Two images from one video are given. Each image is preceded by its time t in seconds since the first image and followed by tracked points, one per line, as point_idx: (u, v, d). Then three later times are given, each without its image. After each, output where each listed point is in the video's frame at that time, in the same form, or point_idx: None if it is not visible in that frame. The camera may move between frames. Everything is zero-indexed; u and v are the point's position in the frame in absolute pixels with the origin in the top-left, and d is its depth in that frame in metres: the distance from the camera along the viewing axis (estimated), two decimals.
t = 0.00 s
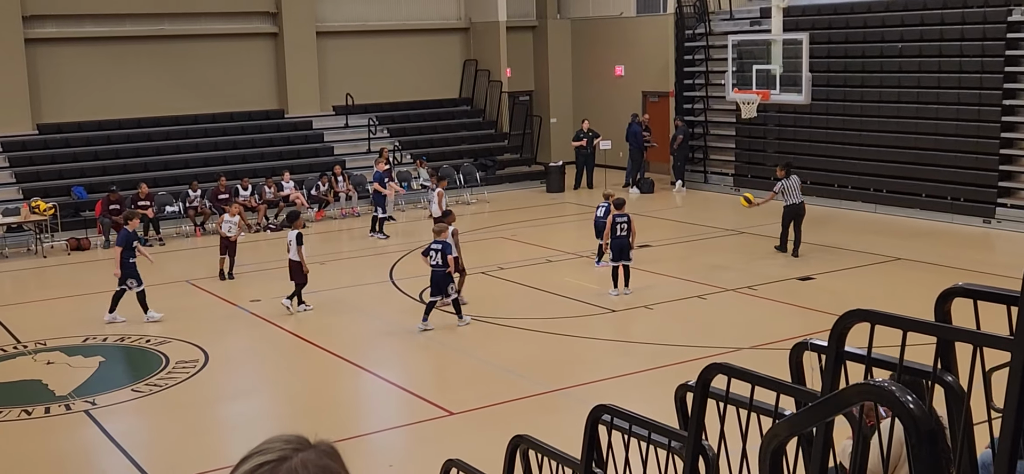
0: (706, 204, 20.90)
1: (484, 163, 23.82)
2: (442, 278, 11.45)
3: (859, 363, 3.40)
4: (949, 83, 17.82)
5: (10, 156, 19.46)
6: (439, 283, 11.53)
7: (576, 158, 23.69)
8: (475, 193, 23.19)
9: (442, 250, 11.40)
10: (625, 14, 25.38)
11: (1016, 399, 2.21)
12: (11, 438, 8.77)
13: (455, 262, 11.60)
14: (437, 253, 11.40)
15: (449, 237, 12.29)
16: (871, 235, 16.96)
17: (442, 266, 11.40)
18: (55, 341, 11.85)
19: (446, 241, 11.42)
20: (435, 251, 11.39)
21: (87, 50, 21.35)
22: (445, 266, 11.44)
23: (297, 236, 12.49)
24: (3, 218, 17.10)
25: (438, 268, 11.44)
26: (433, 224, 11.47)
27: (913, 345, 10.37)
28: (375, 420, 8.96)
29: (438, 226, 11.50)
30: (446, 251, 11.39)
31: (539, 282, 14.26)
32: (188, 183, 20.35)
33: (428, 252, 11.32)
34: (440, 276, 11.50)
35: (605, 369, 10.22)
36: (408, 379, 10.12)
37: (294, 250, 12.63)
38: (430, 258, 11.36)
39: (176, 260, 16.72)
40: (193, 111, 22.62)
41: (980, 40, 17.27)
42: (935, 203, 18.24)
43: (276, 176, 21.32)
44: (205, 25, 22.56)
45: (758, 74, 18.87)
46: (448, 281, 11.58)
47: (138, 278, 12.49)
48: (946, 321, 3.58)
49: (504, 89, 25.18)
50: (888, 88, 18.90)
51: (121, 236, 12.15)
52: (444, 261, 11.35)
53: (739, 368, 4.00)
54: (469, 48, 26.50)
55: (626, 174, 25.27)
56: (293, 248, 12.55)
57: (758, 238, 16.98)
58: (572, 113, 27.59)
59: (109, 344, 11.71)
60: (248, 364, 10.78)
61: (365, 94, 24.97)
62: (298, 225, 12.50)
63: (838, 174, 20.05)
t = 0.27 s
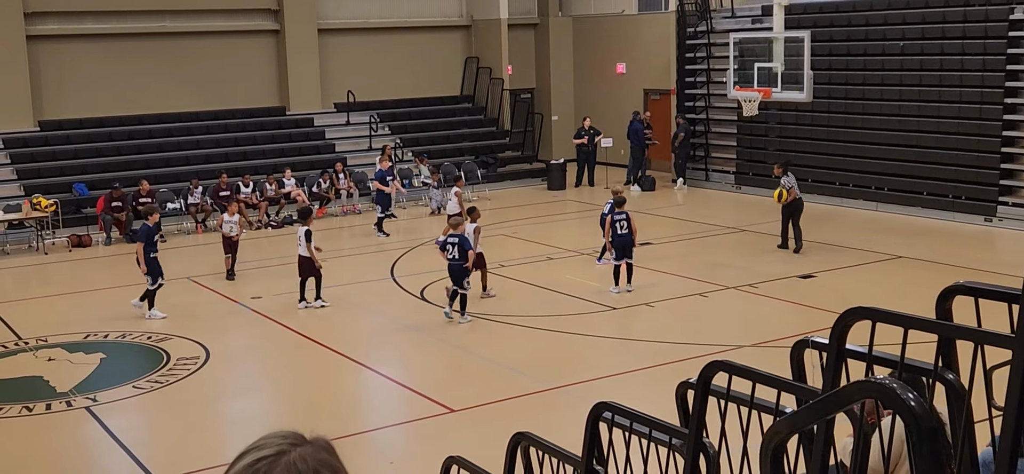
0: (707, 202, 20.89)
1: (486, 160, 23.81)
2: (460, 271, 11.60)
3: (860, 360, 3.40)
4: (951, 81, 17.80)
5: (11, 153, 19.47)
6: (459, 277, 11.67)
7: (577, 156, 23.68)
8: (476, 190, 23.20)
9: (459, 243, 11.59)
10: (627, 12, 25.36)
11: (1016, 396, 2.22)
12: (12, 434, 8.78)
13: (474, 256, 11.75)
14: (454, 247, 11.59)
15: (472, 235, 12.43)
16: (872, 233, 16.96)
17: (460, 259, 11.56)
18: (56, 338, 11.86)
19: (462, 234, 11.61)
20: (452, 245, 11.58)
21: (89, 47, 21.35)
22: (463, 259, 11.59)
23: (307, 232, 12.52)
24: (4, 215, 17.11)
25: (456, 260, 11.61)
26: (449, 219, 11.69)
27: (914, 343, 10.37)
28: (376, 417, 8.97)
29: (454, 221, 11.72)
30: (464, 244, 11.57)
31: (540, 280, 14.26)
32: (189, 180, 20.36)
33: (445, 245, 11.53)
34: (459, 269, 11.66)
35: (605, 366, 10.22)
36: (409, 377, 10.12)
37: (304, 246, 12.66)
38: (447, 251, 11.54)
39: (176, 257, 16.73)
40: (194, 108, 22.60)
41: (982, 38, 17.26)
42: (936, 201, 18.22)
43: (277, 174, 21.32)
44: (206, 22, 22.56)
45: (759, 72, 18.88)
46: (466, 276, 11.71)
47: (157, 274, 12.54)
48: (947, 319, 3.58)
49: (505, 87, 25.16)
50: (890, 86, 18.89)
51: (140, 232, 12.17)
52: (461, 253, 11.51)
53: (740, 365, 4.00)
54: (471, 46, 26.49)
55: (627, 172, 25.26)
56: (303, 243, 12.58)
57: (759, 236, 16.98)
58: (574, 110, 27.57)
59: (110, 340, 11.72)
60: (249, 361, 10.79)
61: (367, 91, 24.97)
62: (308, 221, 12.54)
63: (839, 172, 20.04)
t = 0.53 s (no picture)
0: (709, 201, 20.88)
1: (487, 159, 23.81)
2: (470, 269, 11.78)
3: (862, 359, 3.40)
4: (953, 80, 17.79)
5: (13, 151, 19.46)
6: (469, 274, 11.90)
7: (579, 154, 23.67)
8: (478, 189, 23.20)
9: (471, 241, 11.80)
10: (629, 10, 25.35)
11: (1018, 395, 2.21)
12: (12, 432, 8.78)
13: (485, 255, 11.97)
14: (465, 244, 11.82)
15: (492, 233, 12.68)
16: (873, 232, 16.94)
17: (470, 257, 11.78)
18: (57, 336, 11.86)
19: (474, 232, 11.82)
20: (464, 242, 11.82)
21: (90, 45, 21.36)
22: (474, 257, 11.81)
23: (322, 230, 12.56)
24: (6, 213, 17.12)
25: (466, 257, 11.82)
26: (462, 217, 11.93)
27: (915, 342, 10.36)
28: (377, 416, 8.97)
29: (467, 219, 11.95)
30: (475, 242, 11.79)
31: (541, 278, 14.27)
32: (190, 178, 20.36)
33: (456, 242, 11.77)
34: (469, 266, 11.85)
35: (607, 365, 10.22)
36: (410, 375, 10.13)
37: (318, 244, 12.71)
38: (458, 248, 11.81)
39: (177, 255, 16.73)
40: (195, 106, 22.60)
41: (984, 37, 17.24)
42: (938, 200, 18.21)
43: (278, 172, 21.33)
44: (208, 20, 22.57)
45: (761, 71, 18.85)
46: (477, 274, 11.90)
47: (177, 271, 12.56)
48: (949, 318, 3.57)
49: (506, 85, 25.13)
50: (892, 85, 18.88)
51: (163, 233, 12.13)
52: (472, 251, 11.75)
53: (741, 364, 4.00)
54: (473, 44, 26.48)
55: (629, 171, 25.25)
56: (318, 241, 12.63)
57: (761, 235, 16.97)
58: (575, 109, 27.56)
59: (111, 338, 11.72)
60: (250, 360, 10.79)
61: (368, 90, 24.97)
62: (323, 218, 12.59)
63: (841, 171, 20.03)
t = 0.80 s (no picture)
0: (711, 201, 20.87)
1: (489, 157, 23.83)
2: (482, 262, 11.96)
3: (863, 358, 3.40)
4: (955, 80, 17.78)
5: (15, 149, 19.46)
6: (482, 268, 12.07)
7: (580, 153, 23.67)
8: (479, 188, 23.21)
9: (481, 236, 12.01)
10: (631, 9, 25.35)
11: (1019, 394, 2.22)
12: (15, 430, 8.79)
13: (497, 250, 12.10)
14: (477, 239, 12.02)
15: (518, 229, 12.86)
16: (875, 232, 16.93)
17: (481, 251, 11.94)
18: (59, 334, 11.87)
19: (484, 227, 12.01)
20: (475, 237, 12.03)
21: (93, 43, 21.38)
22: (486, 251, 11.97)
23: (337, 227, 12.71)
24: (8, 211, 17.13)
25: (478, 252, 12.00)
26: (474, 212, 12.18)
27: (917, 342, 10.35)
28: (379, 414, 8.98)
29: (480, 214, 12.15)
30: (485, 237, 11.98)
31: (543, 277, 14.27)
32: (192, 177, 20.37)
33: (467, 237, 12.01)
34: (481, 260, 12.02)
35: (608, 364, 10.23)
36: (412, 374, 10.13)
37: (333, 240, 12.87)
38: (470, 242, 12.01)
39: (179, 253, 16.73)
40: (197, 105, 22.61)
41: (987, 37, 17.23)
42: (940, 200, 18.19)
43: (280, 170, 21.33)
44: (210, 18, 22.57)
45: (763, 70, 18.80)
46: (489, 267, 12.07)
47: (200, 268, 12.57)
48: (951, 318, 3.57)
49: (508, 84, 25.13)
50: (894, 85, 18.87)
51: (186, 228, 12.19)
52: (482, 245, 11.92)
53: (742, 363, 4.00)
54: (475, 43, 26.45)
55: (630, 170, 25.26)
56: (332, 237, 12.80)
57: (763, 235, 16.97)
58: (577, 108, 27.53)
59: (113, 336, 11.73)
60: (253, 358, 10.79)
61: (370, 88, 24.98)
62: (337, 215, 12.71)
63: (843, 170, 20.01)
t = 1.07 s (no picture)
0: (711, 197, 20.87)
1: (490, 153, 23.84)
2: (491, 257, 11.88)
3: (863, 355, 3.40)
4: (956, 76, 17.76)
5: (16, 143, 19.47)
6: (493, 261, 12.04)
7: (581, 149, 23.67)
8: (480, 183, 23.22)
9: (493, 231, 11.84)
10: (632, 5, 25.33)
11: (1021, 390, 2.23)
12: (17, 424, 8.83)
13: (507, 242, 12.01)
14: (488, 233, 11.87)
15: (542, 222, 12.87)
16: (876, 228, 16.93)
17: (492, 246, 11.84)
18: (60, 328, 11.89)
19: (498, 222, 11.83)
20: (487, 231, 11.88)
21: (94, 38, 21.38)
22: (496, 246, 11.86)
23: (348, 222, 12.66)
24: (9, 206, 17.15)
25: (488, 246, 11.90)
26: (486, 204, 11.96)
27: (917, 338, 10.36)
28: (379, 410, 8.99)
29: (491, 207, 12.04)
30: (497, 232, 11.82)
31: (543, 273, 14.27)
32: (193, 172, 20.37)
33: (478, 231, 11.84)
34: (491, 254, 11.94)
35: (609, 359, 10.24)
36: (412, 369, 10.14)
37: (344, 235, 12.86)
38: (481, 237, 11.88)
39: (180, 248, 16.75)
40: (198, 100, 22.61)
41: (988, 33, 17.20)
42: (941, 196, 18.18)
43: (281, 165, 21.34)
44: (211, 13, 22.56)
45: (764, 66, 18.77)
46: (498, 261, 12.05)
47: (220, 262, 12.61)
48: (951, 314, 3.58)
49: (510, 80, 25.13)
50: (895, 81, 18.85)
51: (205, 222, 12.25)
52: (493, 241, 11.78)
53: (743, 359, 4.00)
54: (476, 38, 26.45)
55: (631, 165, 25.26)
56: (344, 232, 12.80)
57: (764, 231, 16.97)
58: (578, 104, 27.52)
59: (114, 331, 11.76)
60: (253, 353, 10.80)
61: (371, 83, 24.97)
62: (348, 210, 12.64)
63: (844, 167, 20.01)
